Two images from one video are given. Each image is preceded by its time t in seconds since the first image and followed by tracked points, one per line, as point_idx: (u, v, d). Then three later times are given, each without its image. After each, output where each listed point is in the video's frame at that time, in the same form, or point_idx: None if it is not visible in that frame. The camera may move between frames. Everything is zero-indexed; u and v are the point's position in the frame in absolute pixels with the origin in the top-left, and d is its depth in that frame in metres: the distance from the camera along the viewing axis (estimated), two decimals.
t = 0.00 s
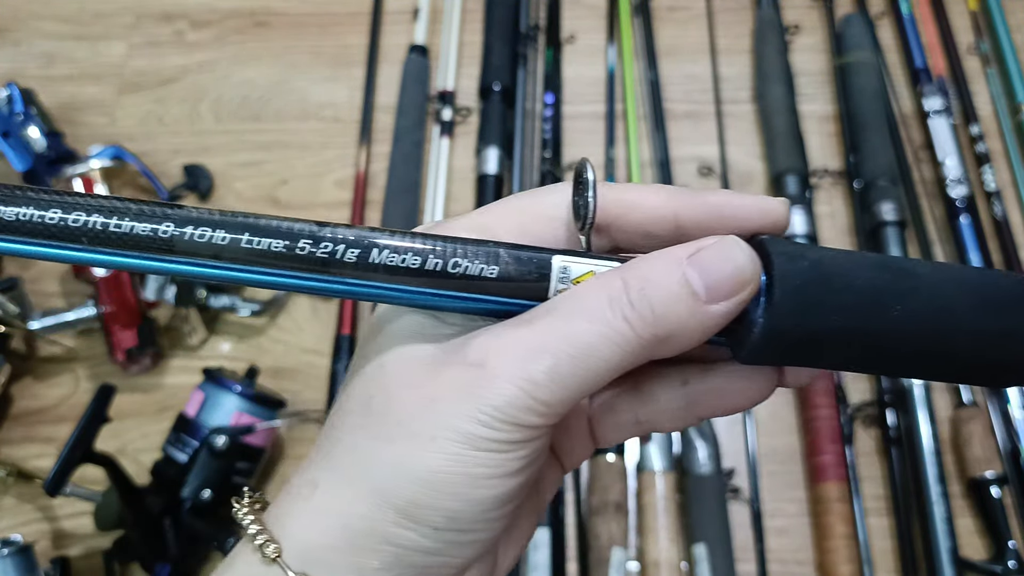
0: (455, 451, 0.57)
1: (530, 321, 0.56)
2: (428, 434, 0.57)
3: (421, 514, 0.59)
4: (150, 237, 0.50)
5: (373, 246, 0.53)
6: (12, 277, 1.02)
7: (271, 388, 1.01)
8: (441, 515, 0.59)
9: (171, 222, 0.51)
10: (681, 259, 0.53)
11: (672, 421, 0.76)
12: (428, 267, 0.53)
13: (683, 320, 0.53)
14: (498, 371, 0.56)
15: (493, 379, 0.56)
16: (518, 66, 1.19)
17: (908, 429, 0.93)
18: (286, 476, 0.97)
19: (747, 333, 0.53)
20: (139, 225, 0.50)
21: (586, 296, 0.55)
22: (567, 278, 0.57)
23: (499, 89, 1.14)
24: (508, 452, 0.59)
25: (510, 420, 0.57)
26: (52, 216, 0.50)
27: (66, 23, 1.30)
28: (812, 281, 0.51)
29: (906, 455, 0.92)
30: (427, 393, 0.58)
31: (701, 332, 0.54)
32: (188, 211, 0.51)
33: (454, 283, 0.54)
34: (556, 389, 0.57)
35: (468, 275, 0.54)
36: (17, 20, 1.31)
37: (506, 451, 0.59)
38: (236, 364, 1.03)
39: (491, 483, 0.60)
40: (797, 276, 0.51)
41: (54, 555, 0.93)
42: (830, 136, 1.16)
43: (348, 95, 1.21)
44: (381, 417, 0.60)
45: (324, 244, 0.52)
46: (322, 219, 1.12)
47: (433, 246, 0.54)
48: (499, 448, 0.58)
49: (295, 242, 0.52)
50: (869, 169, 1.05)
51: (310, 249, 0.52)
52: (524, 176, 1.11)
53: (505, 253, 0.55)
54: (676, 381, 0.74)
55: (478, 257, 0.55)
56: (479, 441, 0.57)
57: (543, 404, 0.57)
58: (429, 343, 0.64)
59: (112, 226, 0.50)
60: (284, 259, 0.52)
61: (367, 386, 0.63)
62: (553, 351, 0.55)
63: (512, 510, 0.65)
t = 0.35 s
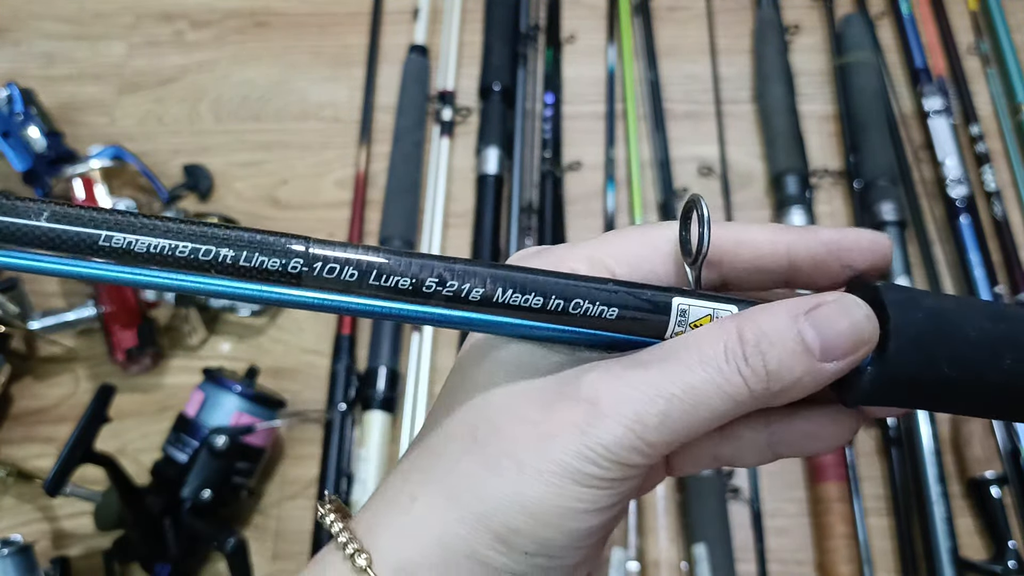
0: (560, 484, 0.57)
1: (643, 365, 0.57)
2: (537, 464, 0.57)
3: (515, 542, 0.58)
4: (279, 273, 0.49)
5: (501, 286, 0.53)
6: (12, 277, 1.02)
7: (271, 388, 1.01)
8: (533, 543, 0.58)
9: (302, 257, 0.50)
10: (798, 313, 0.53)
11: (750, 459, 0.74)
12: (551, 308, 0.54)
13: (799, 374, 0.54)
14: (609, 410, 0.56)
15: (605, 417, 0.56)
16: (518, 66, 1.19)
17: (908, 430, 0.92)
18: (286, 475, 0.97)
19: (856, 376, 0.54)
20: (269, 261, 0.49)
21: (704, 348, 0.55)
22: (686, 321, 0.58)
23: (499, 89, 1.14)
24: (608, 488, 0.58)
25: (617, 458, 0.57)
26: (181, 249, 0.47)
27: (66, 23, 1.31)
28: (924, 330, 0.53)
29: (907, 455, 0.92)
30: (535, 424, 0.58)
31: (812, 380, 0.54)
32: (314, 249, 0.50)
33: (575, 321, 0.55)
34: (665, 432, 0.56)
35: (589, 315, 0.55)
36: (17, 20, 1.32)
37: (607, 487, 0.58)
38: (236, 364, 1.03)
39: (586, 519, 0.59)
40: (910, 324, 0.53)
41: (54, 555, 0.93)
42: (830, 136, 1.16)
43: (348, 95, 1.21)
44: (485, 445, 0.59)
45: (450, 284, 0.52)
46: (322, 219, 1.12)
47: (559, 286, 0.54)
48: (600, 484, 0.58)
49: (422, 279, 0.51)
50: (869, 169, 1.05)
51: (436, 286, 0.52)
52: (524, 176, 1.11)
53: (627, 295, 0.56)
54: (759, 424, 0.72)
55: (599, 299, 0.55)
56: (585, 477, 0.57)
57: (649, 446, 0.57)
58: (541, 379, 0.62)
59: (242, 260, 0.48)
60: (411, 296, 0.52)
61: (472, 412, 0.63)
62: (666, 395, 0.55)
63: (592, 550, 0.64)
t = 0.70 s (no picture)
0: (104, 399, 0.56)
1: (217, 268, 0.54)
2: (71, 377, 0.56)
3: (64, 456, 0.58)
4: (342, 199, 0.54)
5: (562, 213, 0.54)
6: (12, 277, 1.02)
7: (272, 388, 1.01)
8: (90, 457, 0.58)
9: (365, 185, 0.54)
10: (364, 229, 0.53)
11: (378, 355, 0.77)
12: (613, 236, 0.54)
13: (358, 290, 0.55)
14: (145, 319, 0.54)
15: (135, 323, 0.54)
16: (518, 67, 1.19)
17: (908, 430, 0.92)
18: (286, 475, 0.97)
19: (924, 311, 0.57)
20: (331, 186, 0.54)
21: (286, 249, 0.53)
22: (751, 250, 0.55)
23: (499, 89, 1.14)
24: (152, 398, 0.58)
25: (148, 369, 0.56)
26: (249, 174, 0.53)
27: (66, 23, 1.31)
28: (996, 263, 0.55)
29: (906, 456, 0.92)
30: (88, 338, 0.56)
31: (375, 297, 0.57)
32: (375, 174, 0.55)
33: (637, 250, 0.55)
34: (213, 337, 0.55)
35: (653, 244, 0.55)
36: (17, 20, 1.32)
37: (150, 398, 0.57)
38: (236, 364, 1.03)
39: (132, 429, 0.58)
40: (984, 257, 0.55)
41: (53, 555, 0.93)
42: (830, 136, 1.16)
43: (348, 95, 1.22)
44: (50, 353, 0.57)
45: (512, 212, 0.54)
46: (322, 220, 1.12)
47: (619, 212, 0.55)
48: (142, 396, 0.57)
49: (484, 207, 0.54)
50: (869, 169, 1.05)
51: (498, 214, 0.54)
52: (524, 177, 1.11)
53: (692, 221, 0.55)
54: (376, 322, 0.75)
55: (663, 227, 0.55)
56: (123, 390, 0.56)
57: (181, 355, 0.55)
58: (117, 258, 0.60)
59: (306, 187, 0.54)
60: (473, 223, 0.54)
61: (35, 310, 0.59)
62: (208, 304, 0.54)
63: (179, 448, 0.64)
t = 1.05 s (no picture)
0: (23, 421, 0.55)
1: (124, 284, 0.52)
2: None
3: None
4: (335, 208, 0.54)
5: (559, 220, 0.54)
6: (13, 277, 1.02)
7: (271, 388, 1.01)
8: (20, 477, 0.57)
9: (357, 194, 0.54)
10: (280, 230, 0.53)
11: (323, 355, 0.79)
12: (612, 243, 0.54)
13: (278, 295, 0.55)
14: (58, 340, 0.53)
15: (52, 345, 0.53)
16: (518, 67, 1.19)
17: (908, 430, 0.92)
18: (286, 475, 0.97)
19: (925, 313, 0.57)
20: (322, 195, 0.54)
21: (203, 256, 0.51)
22: (751, 254, 0.55)
23: (499, 89, 1.14)
24: (76, 419, 0.56)
25: (66, 390, 0.54)
26: (237, 183, 0.53)
27: (66, 23, 1.31)
28: (1000, 266, 0.55)
29: (906, 456, 0.92)
30: (1, 362, 0.54)
31: (299, 300, 0.56)
32: (368, 183, 0.55)
33: (636, 255, 0.55)
34: (134, 354, 0.53)
35: (652, 250, 0.55)
36: (18, 20, 1.32)
37: (72, 419, 0.56)
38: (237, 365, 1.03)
39: (66, 450, 0.57)
40: (987, 260, 0.55)
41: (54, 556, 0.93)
42: (830, 136, 1.16)
43: (348, 95, 1.21)
44: None
45: (509, 220, 0.54)
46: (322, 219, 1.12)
47: (617, 218, 0.55)
48: (66, 417, 0.55)
49: (479, 215, 0.54)
50: (869, 169, 1.04)
51: (495, 222, 0.54)
52: (524, 177, 1.11)
53: (689, 227, 0.55)
54: (317, 323, 0.77)
55: (662, 233, 0.55)
56: (44, 413, 0.55)
57: (105, 375, 0.54)
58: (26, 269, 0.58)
59: (297, 197, 0.54)
60: (470, 231, 0.55)
61: None
62: (126, 321, 0.52)
63: (111, 461, 0.61)
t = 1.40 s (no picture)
0: (63, 418, 0.55)
1: (166, 280, 0.52)
2: (32, 399, 0.54)
3: (38, 473, 0.56)
4: (363, 205, 0.55)
5: (585, 219, 0.54)
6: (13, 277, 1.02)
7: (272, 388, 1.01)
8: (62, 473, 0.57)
9: (385, 192, 0.54)
10: (321, 227, 0.53)
11: (347, 347, 0.80)
12: (636, 242, 0.54)
13: (318, 294, 0.55)
14: (102, 336, 0.52)
15: (93, 341, 0.52)
16: (518, 67, 1.19)
17: (908, 430, 0.92)
18: (286, 475, 0.97)
19: (942, 315, 0.57)
20: (351, 193, 0.54)
21: (246, 253, 0.52)
22: (773, 254, 0.55)
23: (499, 89, 1.14)
24: (120, 413, 0.56)
25: (111, 386, 0.54)
26: (266, 180, 0.53)
27: (66, 23, 1.31)
28: (1016, 269, 0.55)
29: (906, 456, 0.92)
30: (41, 360, 0.54)
31: (337, 297, 0.57)
32: (396, 180, 0.55)
33: (660, 255, 0.55)
34: (179, 350, 0.53)
35: (675, 249, 0.55)
36: (17, 20, 1.32)
37: (115, 414, 0.55)
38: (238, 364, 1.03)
39: (108, 445, 0.57)
40: (1003, 263, 0.55)
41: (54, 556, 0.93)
42: (830, 136, 1.16)
43: (348, 95, 1.22)
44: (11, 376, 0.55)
45: (534, 218, 0.54)
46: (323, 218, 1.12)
47: (643, 218, 0.54)
48: (108, 413, 0.55)
49: (506, 214, 0.54)
50: (869, 169, 1.04)
51: (521, 220, 0.54)
52: (524, 177, 1.11)
53: (715, 228, 0.55)
54: (343, 314, 0.77)
55: (686, 233, 0.55)
56: (85, 408, 0.54)
57: (147, 371, 0.53)
58: (63, 262, 0.58)
59: (326, 193, 0.54)
60: (496, 229, 0.54)
61: None
62: (168, 318, 0.52)
63: (145, 455, 0.61)
